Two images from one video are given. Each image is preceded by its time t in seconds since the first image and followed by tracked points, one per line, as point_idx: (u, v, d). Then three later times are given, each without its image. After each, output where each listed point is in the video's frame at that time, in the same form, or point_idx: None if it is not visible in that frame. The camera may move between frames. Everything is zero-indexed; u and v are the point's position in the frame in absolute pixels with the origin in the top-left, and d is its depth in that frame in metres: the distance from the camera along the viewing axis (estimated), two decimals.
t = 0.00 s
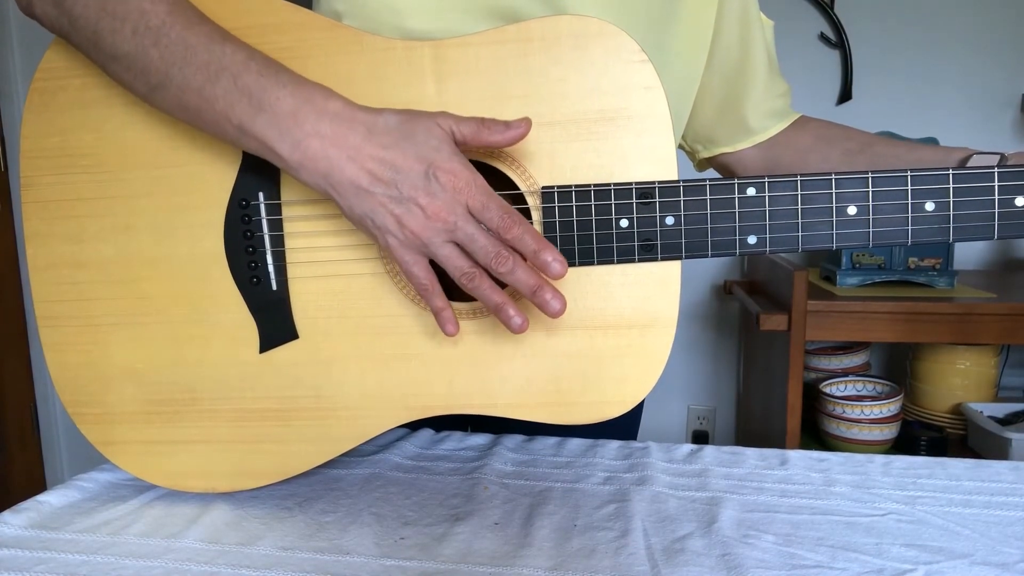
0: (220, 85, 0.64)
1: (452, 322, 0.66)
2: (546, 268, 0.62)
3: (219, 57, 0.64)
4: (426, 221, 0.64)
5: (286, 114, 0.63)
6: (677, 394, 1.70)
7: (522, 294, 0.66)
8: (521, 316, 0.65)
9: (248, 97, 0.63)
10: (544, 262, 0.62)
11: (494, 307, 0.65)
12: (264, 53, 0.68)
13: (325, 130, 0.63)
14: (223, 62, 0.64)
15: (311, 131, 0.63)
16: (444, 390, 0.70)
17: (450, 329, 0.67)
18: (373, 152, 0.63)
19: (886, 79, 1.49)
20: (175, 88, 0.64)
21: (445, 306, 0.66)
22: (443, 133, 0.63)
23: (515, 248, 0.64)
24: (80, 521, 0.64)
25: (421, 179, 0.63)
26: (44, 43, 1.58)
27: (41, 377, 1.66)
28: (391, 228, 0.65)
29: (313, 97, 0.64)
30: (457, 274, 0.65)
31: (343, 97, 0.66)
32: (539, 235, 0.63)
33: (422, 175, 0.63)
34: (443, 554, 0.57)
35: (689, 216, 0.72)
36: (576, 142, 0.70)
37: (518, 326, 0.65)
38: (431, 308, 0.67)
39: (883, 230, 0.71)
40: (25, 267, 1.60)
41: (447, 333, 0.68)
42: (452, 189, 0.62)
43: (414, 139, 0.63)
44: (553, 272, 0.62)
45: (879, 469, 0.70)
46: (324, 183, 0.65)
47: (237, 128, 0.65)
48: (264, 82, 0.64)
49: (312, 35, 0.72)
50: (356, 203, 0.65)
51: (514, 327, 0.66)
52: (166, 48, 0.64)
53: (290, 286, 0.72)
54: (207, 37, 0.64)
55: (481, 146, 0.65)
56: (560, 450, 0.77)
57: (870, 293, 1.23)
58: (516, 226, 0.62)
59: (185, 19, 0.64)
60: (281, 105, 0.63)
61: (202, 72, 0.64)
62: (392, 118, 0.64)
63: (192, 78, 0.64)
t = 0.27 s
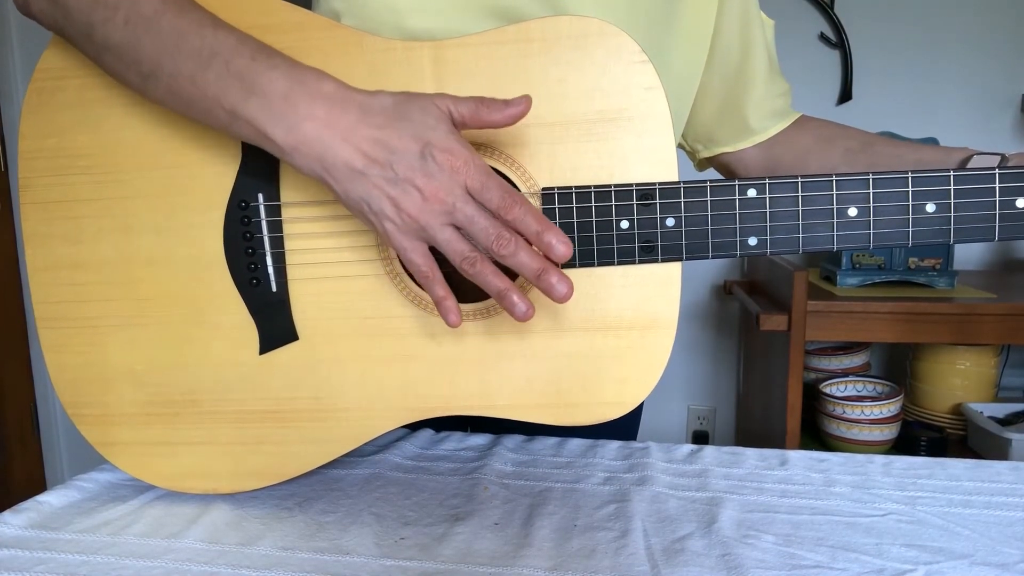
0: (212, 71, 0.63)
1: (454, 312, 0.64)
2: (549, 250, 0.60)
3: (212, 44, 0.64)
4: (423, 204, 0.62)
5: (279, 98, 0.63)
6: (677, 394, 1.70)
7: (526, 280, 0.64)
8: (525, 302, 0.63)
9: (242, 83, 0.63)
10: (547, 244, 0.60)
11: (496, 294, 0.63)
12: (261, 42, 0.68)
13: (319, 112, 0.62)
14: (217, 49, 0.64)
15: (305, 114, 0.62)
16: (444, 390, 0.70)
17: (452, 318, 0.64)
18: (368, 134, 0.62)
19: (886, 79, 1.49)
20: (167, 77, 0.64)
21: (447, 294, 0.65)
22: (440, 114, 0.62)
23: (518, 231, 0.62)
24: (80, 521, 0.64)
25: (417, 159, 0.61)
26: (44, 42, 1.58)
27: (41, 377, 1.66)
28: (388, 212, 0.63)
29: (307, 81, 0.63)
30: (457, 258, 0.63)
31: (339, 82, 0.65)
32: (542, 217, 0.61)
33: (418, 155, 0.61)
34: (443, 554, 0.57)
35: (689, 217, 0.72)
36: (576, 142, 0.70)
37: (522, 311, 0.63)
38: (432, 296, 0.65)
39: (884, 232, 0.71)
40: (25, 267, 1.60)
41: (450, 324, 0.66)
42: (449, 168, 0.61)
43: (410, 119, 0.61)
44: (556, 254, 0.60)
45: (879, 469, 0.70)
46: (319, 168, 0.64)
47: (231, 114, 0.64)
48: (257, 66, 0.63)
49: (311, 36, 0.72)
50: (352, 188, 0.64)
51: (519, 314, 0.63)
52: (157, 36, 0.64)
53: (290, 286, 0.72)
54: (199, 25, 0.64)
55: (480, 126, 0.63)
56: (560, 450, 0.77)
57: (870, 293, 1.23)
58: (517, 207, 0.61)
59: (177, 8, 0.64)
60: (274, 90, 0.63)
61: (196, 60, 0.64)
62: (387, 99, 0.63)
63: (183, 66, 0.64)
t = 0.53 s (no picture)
0: (243, 93, 0.63)
1: (471, 315, 0.68)
2: (561, 264, 0.64)
3: (239, 65, 0.64)
4: (450, 221, 0.65)
5: (313, 121, 0.64)
6: (678, 394, 1.70)
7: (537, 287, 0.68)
8: (536, 307, 0.67)
9: (274, 105, 0.64)
10: (558, 258, 0.64)
11: (510, 300, 0.67)
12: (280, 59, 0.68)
13: (353, 135, 0.64)
14: (244, 70, 0.64)
15: (338, 136, 0.64)
16: (444, 390, 0.70)
17: (469, 321, 0.68)
18: (401, 157, 0.64)
19: (886, 79, 1.49)
20: (194, 98, 0.64)
21: (466, 300, 0.68)
22: (464, 136, 0.65)
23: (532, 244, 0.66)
24: (80, 521, 0.64)
25: (447, 181, 0.64)
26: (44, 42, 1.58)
27: (41, 378, 1.66)
28: (417, 229, 0.66)
29: (338, 103, 0.64)
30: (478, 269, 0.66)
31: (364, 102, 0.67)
32: (554, 232, 0.65)
33: (448, 177, 0.64)
34: (443, 554, 0.57)
35: (687, 217, 0.72)
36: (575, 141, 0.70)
37: (534, 318, 0.67)
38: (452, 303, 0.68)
39: (883, 231, 0.71)
40: (25, 267, 1.60)
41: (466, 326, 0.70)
42: (476, 189, 0.64)
43: (440, 142, 0.64)
44: (566, 267, 0.64)
45: (878, 469, 0.70)
46: (350, 187, 0.66)
47: (262, 135, 0.65)
48: (289, 90, 0.64)
49: (310, 36, 0.72)
50: (382, 207, 0.66)
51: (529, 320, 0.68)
52: (186, 59, 0.63)
53: (290, 286, 0.72)
54: (225, 44, 0.64)
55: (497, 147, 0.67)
56: (560, 450, 0.77)
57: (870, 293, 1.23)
58: (535, 223, 0.64)
59: (201, 29, 0.64)
60: (306, 113, 0.64)
61: (224, 81, 0.63)
62: (417, 121, 0.65)
63: (213, 88, 0.63)
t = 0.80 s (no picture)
0: (245, 93, 0.63)
1: (485, 318, 0.67)
2: (575, 261, 0.64)
3: (242, 65, 0.64)
4: (458, 219, 0.64)
5: (316, 119, 0.64)
6: (678, 394, 1.70)
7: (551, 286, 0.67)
8: (552, 307, 0.66)
9: (277, 104, 0.63)
10: (572, 255, 0.64)
11: (525, 300, 0.66)
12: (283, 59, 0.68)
13: (356, 133, 0.64)
14: (246, 70, 0.64)
15: (343, 134, 0.63)
16: (444, 390, 0.70)
17: (484, 324, 0.67)
18: (405, 154, 0.63)
19: (886, 79, 1.49)
20: (195, 96, 0.64)
21: (478, 302, 0.67)
22: (470, 132, 0.64)
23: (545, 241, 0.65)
24: (80, 521, 0.64)
25: (453, 177, 0.63)
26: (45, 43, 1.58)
27: (42, 378, 1.66)
28: (424, 227, 0.65)
29: (340, 101, 0.64)
30: (491, 269, 0.66)
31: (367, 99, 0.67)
32: (566, 229, 0.65)
33: (454, 174, 0.63)
34: (443, 554, 0.57)
35: (687, 221, 0.72)
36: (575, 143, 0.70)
37: (549, 317, 0.66)
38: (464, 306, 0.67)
39: (882, 235, 0.71)
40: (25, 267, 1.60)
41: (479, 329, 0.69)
42: (483, 185, 0.63)
43: (444, 138, 0.63)
44: (581, 264, 0.64)
45: (878, 469, 0.70)
46: (355, 186, 0.65)
47: (264, 135, 0.65)
48: (291, 88, 0.64)
49: (309, 36, 0.72)
50: (388, 205, 0.65)
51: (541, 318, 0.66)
52: (185, 55, 0.63)
53: (290, 286, 0.73)
54: (226, 44, 0.64)
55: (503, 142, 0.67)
56: (560, 450, 0.77)
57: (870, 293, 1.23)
58: (546, 220, 0.64)
59: (202, 27, 0.64)
60: (310, 112, 0.63)
61: (227, 82, 0.63)
62: (420, 118, 0.64)
63: (213, 87, 0.64)
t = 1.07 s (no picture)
0: (230, 88, 0.64)
1: (469, 314, 0.67)
2: (560, 259, 0.63)
3: (227, 59, 0.64)
4: (441, 215, 0.64)
5: (300, 115, 0.64)
6: (678, 393, 1.70)
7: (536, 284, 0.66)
8: (536, 305, 0.65)
9: (262, 99, 0.63)
10: (557, 253, 0.63)
11: (509, 298, 0.65)
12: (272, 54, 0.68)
13: (340, 129, 0.64)
14: (232, 65, 0.64)
15: (327, 131, 0.63)
16: (444, 389, 0.70)
17: (467, 322, 0.67)
18: (389, 150, 0.63)
19: (886, 79, 1.49)
20: (182, 92, 0.64)
21: (464, 299, 0.66)
22: (455, 128, 0.64)
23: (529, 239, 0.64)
24: (80, 521, 0.64)
25: (436, 173, 0.63)
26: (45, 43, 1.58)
27: (42, 378, 1.66)
28: (408, 223, 0.65)
29: (326, 97, 0.64)
30: (475, 265, 0.65)
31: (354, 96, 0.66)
32: (552, 227, 0.64)
33: (437, 169, 0.63)
34: (443, 554, 0.57)
35: (685, 217, 0.71)
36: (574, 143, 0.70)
37: (535, 315, 0.65)
38: (449, 302, 0.67)
39: (880, 230, 0.71)
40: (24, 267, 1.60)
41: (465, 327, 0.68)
42: (467, 182, 0.63)
43: (428, 134, 0.63)
44: (566, 262, 0.63)
45: (879, 469, 0.70)
46: (339, 182, 0.65)
47: (250, 130, 0.65)
48: (276, 83, 0.64)
49: (310, 36, 0.72)
50: (372, 201, 0.65)
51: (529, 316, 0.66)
52: (171, 49, 0.63)
53: (290, 285, 0.73)
54: (213, 39, 0.64)
55: (490, 138, 0.66)
56: (560, 450, 0.77)
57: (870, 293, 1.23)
58: (530, 216, 0.63)
59: (190, 21, 0.64)
60: (295, 108, 0.64)
61: (211, 76, 0.63)
62: (405, 114, 0.64)
63: (199, 82, 0.64)
